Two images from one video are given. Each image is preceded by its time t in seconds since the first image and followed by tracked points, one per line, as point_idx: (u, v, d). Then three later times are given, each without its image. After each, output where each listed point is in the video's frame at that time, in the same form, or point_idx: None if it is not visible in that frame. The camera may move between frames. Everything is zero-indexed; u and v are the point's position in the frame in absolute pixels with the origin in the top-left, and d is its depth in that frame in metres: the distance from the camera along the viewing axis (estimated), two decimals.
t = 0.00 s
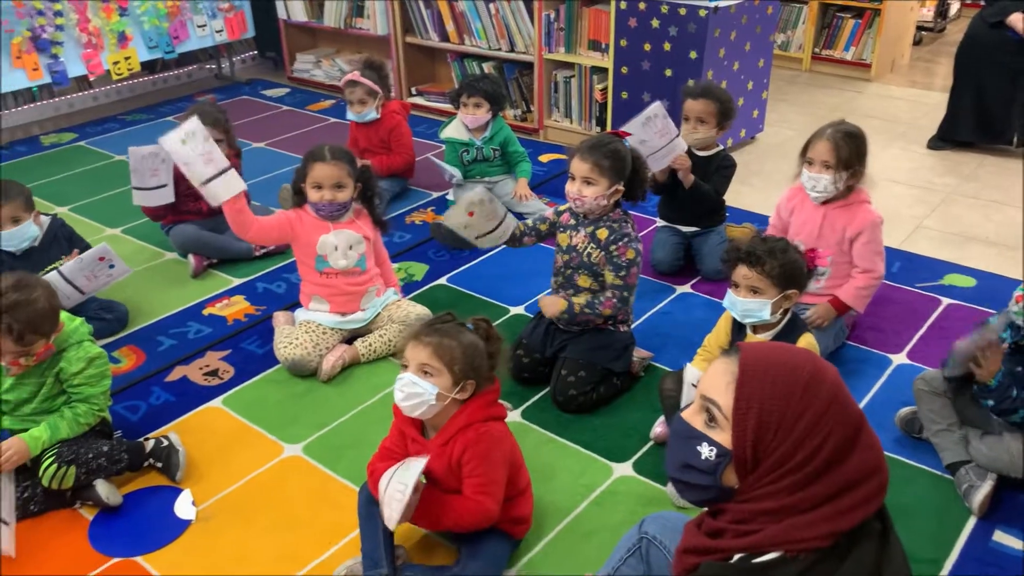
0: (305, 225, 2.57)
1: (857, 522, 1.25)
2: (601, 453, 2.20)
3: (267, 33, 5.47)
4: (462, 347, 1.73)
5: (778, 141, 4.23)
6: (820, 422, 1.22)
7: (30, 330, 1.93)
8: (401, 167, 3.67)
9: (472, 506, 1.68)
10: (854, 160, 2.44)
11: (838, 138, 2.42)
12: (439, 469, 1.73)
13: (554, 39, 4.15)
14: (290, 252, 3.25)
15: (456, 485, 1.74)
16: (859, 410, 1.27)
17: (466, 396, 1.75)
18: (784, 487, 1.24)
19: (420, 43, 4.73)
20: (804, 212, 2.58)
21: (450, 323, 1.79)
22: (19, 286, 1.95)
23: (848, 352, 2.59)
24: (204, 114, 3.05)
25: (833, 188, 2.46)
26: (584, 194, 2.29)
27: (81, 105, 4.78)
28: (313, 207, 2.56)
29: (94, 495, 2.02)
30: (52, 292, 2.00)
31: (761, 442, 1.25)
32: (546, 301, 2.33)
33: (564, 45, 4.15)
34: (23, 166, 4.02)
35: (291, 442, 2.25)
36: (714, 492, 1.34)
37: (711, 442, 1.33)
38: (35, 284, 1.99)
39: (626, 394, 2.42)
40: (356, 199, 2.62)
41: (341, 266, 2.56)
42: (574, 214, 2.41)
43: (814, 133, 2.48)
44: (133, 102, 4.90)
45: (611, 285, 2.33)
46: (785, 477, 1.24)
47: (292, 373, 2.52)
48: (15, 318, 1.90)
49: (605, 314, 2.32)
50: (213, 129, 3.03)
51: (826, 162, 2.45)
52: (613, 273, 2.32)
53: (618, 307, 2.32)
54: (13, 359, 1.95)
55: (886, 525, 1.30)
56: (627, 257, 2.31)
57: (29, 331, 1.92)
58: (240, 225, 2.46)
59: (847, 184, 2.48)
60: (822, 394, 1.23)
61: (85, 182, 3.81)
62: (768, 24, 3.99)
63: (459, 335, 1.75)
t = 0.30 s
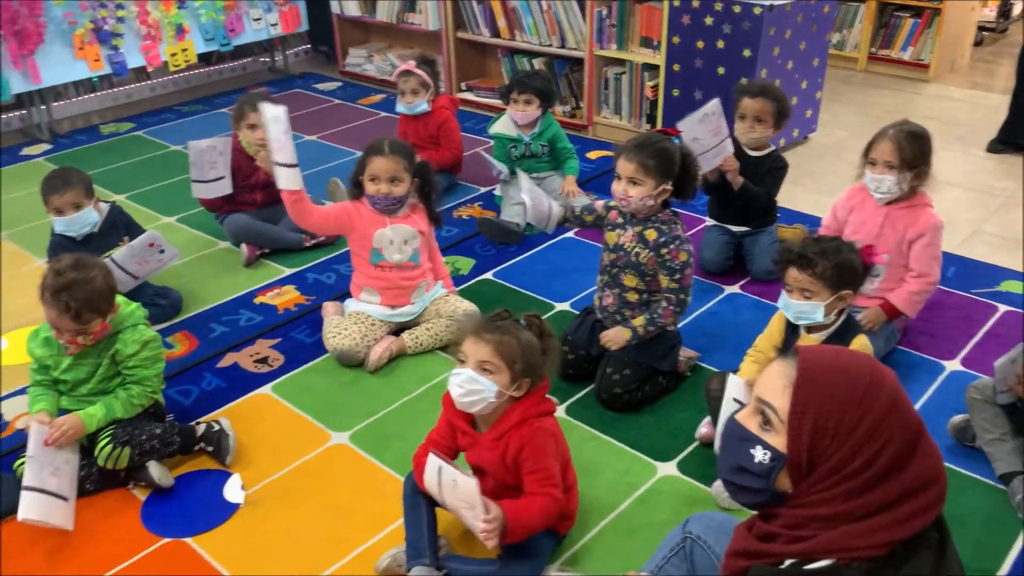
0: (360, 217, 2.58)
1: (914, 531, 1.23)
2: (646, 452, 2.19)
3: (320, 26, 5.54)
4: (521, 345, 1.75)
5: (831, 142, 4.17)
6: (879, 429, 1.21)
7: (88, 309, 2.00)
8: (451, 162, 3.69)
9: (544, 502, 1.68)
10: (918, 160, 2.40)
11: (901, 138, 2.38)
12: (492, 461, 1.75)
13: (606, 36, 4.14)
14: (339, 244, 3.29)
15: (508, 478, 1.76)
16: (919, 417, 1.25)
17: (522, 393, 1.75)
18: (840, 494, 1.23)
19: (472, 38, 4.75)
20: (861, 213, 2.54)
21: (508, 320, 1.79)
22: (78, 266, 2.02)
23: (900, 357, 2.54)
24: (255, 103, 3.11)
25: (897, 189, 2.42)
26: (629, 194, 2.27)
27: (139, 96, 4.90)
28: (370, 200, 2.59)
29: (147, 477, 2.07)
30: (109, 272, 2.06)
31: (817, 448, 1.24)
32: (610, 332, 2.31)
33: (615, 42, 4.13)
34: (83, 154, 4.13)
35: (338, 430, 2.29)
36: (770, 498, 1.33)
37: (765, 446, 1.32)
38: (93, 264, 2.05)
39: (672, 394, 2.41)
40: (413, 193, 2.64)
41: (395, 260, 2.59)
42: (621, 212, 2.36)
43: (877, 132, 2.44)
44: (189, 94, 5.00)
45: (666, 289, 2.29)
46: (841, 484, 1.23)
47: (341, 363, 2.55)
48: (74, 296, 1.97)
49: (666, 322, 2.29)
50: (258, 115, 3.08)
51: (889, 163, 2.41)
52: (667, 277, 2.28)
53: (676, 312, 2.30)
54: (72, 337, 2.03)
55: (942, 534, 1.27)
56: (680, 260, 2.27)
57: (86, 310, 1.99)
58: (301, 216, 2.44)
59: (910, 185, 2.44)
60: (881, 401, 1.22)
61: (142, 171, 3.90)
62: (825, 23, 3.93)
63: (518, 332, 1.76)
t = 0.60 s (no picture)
0: (426, 207, 2.62)
1: (975, 539, 1.19)
2: (698, 451, 2.17)
3: (379, 19, 5.59)
4: (586, 337, 1.80)
5: (894, 141, 4.08)
6: (942, 432, 1.18)
7: (150, 290, 2.05)
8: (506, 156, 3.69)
9: (618, 488, 1.73)
10: (984, 164, 2.33)
11: (968, 140, 2.32)
12: (553, 453, 1.79)
13: (665, 31, 4.11)
14: (394, 234, 3.32)
15: (569, 469, 1.80)
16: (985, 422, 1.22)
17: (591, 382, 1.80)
18: (900, 496, 1.20)
19: (529, 32, 4.75)
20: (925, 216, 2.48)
21: (567, 315, 1.83)
22: (140, 248, 2.08)
23: (961, 363, 2.48)
24: (313, 90, 3.15)
25: (961, 194, 2.36)
26: (685, 194, 2.25)
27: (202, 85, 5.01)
28: (431, 191, 2.61)
29: (205, 457, 2.12)
30: (170, 255, 2.11)
31: (876, 449, 1.22)
32: (661, 331, 2.30)
33: (674, 37, 4.11)
34: (147, 141, 4.24)
35: (390, 418, 2.31)
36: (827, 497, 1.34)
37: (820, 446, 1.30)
38: (155, 247, 2.10)
39: (725, 393, 2.39)
40: (476, 189, 2.63)
41: (451, 252, 2.61)
42: (681, 210, 2.34)
43: (943, 135, 2.38)
44: (250, 84, 5.10)
45: (721, 288, 2.27)
46: (901, 486, 1.20)
47: (393, 352, 2.58)
48: (136, 277, 2.03)
49: (719, 323, 2.26)
50: (319, 102, 3.12)
51: (954, 166, 2.35)
52: (724, 276, 2.26)
53: (729, 313, 2.26)
54: (135, 317, 2.08)
55: (1005, 543, 1.23)
56: (737, 260, 2.24)
57: (148, 291, 2.04)
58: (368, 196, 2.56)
59: (977, 188, 2.38)
60: (944, 404, 1.19)
61: (204, 159, 3.99)
62: (891, 20, 3.84)
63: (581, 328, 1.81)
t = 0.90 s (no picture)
0: (479, 195, 2.62)
1: None
2: (741, 450, 2.15)
3: (430, 10, 5.62)
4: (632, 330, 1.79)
5: (951, 141, 3.98)
6: (996, 438, 1.16)
7: (198, 276, 2.08)
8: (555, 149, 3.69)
9: (678, 470, 1.70)
10: None
11: None
12: (597, 446, 1.79)
13: (717, 25, 4.07)
14: (441, 225, 3.34)
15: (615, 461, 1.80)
16: None
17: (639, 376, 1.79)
18: (952, 502, 1.18)
19: (580, 24, 4.73)
20: (982, 219, 2.41)
21: (610, 307, 1.82)
22: (189, 235, 2.10)
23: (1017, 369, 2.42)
24: (364, 84, 3.17)
25: (1021, 197, 2.30)
26: (735, 190, 2.23)
27: (255, 74, 5.09)
28: (485, 183, 2.61)
29: (252, 438, 2.16)
30: (218, 242, 2.13)
31: (927, 453, 1.20)
32: (707, 331, 2.29)
33: (727, 31, 4.06)
34: (201, 127, 4.32)
35: (433, 406, 2.33)
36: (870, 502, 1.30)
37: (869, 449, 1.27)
38: (204, 232, 2.13)
39: (771, 392, 2.36)
40: (529, 183, 2.62)
41: (502, 241, 2.61)
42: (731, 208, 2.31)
43: (1003, 137, 2.32)
44: (302, 73, 5.16)
45: (771, 288, 2.23)
46: (952, 492, 1.18)
47: (437, 341, 2.60)
48: (185, 264, 2.06)
49: (767, 323, 2.23)
50: (370, 95, 3.12)
51: (1015, 168, 2.29)
52: (774, 276, 2.22)
53: (778, 313, 2.23)
54: (186, 303, 2.12)
55: None
56: (789, 260, 2.20)
57: (196, 278, 2.08)
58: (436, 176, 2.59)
59: None
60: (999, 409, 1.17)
61: (256, 147, 4.05)
62: (952, 16, 3.75)
63: (623, 320, 1.80)
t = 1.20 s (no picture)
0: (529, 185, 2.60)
1: None
2: (775, 448, 2.14)
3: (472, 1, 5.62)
4: (652, 322, 1.73)
5: (1001, 140, 3.90)
6: (1023, 446, 1.13)
7: (237, 265, 2.11)
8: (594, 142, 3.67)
9: (711, 466, 1.67)
10: None
11: None
12: (628, 440, 1.78)
13: (762, 18, 4.03)
14: (478, 215, 3.35)
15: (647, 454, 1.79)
16: None
17: (655, 370, 1.74)
18: (976, 503, 1.16)
19: (622, 16, 4.71)
20: None
21: (636, 299, 1.79)
22: (227, 224, 2.12)
23: None
24: (400, 75, 3.13)
25: None
26: (778, 186, 2.19)
27: (298, 62, 5.13)
28: (532, 173, 2.58)
29: (289, 422, 2.19)
30: (255, 230, 2.15)
31: (952, 450, 1.17)
32: (745, 331, 2.28)
33: (772, 25, 4.02)
34: (244, 114, 4.38)
35: (467, 395, 2.34)
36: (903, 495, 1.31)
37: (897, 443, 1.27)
38: (241, 220, 2.15)
39: (808, 391, 2.34)
40: (577, 177, 2.61)
41: (547, 235, 2.60)
42: (765, 208, 2.27)
43: None
44: (344, 62, 5.20)
45: (809, 288, 2.21)
46: (973, 491, 1.17)
47: (473, 331, 2.61)
48: (223, 253, 2.08)
49: (807, 323, 2.21)
50: (405, 86, 3.10)
51: None
52: (813, 275, 2.19)
53: (817, 312, 2.21)
54: (225, 290, 2.15)
55: None
56: (827, 259, 2.18)
57: (234, 266, 2.10)
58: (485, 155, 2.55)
59: None
60: None
61: (297, 134, 4.09)
62: (1005, 12, 3.66)
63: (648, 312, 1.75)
